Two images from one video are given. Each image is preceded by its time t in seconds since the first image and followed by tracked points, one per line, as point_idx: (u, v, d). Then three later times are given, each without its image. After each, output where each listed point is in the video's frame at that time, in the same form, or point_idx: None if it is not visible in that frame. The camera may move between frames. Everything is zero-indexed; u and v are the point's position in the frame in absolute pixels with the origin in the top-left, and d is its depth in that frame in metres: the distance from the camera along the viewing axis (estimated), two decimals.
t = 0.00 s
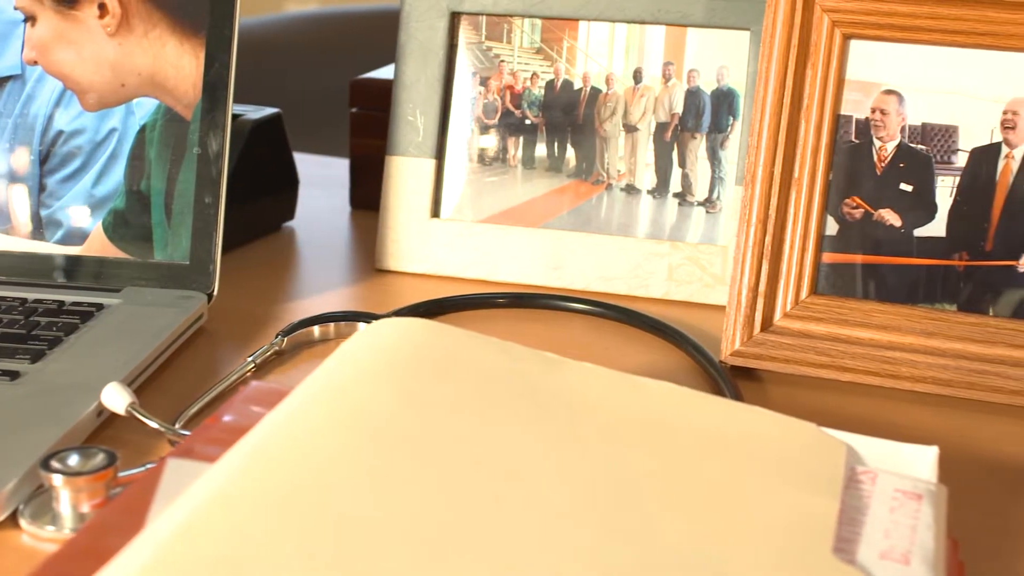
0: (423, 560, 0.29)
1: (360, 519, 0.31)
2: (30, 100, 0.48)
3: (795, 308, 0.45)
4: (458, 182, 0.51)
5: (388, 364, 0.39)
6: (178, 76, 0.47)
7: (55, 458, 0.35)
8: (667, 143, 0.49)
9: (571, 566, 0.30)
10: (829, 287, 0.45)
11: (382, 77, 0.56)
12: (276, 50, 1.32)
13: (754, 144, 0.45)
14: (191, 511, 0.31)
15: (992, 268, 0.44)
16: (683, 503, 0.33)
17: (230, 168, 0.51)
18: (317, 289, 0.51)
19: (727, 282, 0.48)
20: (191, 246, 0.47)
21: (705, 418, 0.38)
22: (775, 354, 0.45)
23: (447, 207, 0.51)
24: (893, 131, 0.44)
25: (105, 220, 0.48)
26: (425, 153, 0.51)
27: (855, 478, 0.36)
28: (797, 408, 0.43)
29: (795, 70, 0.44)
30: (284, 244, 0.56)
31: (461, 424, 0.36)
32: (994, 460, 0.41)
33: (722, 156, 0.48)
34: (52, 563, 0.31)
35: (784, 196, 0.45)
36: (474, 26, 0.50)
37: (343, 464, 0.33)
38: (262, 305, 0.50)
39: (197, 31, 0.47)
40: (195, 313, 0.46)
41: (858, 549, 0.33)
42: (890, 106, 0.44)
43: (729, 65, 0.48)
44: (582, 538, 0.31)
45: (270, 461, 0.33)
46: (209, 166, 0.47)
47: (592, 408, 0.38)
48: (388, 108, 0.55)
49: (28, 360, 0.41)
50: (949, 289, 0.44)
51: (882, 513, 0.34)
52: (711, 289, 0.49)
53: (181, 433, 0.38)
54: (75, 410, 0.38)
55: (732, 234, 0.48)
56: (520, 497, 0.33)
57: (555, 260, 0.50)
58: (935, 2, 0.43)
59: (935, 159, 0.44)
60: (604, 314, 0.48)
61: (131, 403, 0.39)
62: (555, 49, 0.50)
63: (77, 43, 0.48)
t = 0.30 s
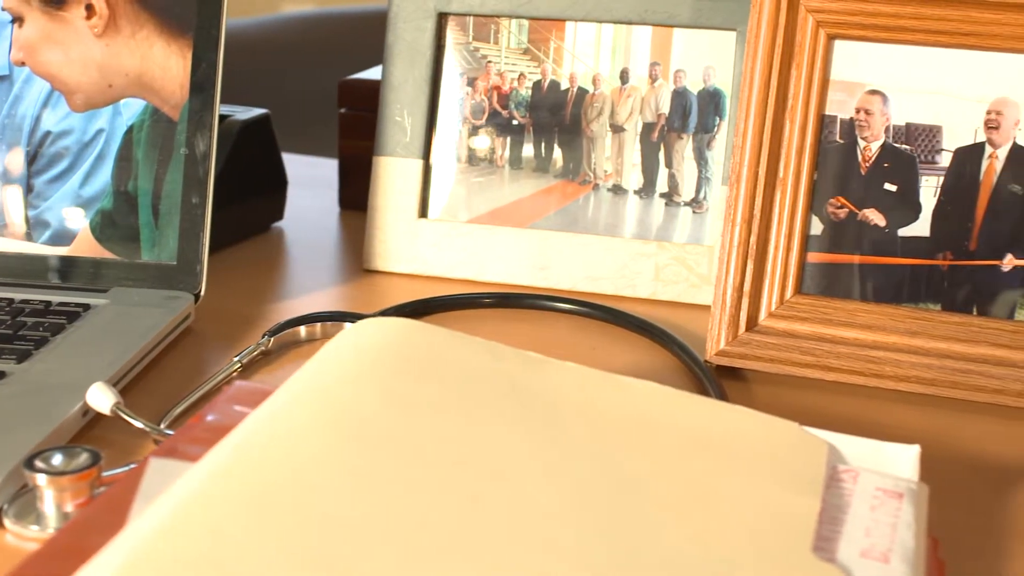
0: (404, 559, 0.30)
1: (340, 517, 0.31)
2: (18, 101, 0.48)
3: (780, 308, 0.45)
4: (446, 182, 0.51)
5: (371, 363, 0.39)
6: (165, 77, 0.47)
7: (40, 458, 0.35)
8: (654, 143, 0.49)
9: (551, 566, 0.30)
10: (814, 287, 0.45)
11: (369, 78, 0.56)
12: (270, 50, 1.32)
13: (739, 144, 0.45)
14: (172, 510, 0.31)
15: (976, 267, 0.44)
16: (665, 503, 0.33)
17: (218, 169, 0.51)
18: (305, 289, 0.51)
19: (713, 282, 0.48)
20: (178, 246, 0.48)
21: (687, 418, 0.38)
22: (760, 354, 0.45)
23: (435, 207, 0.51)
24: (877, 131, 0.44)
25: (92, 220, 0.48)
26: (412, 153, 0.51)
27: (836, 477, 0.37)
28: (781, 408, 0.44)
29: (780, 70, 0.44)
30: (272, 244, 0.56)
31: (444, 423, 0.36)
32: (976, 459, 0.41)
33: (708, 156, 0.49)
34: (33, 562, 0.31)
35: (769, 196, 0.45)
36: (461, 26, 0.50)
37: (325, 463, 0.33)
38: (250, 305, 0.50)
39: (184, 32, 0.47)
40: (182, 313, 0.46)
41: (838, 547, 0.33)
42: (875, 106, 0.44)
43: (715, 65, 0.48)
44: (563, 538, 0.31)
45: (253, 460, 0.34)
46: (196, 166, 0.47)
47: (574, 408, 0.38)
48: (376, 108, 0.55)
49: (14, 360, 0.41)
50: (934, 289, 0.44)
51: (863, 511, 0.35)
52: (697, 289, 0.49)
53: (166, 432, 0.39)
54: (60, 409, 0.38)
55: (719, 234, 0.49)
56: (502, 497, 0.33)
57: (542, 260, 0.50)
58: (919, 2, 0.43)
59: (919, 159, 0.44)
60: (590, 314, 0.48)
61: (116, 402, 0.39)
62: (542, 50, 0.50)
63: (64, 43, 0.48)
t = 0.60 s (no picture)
0: (384, 558, 0.30)
1: (319, 516, 0.31)
2: (5, 102, 0.48)
3: (764, 307, 0.45)
4: (433, 183, 0.51)
5: (355, 363, 0.39)
6: (152, 78, 0.48)
7: (23, 458, 0.35)
8: (640, 143, 0.49)
9: (530, 564, 0.30)
10: (799, 287, 0.45)
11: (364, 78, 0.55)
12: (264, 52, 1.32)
13: (724, 144, 0.45)
14: (151, 509, 0.32)
15: (960, 267, 0.44)
16: (646, 502, 0.34)
17: (205, 169, 0.51)
18: (292, 289, 0.51)
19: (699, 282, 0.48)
20: (164, 247, 0.48)
21: (670, 417, 0.38)
22: (744, 354, 0.45)
23: (422, 208, 0.51)
24: (861, 131, 0.45)
25: (80, 221, 0.48)
26: (399, 154, 0.51)
27: (818, 476, 0.37)
28: (764, 407, 0.44)
29: (764, 71, 0.44)
30: (260, 245, 0.56)
31: (427, 423, 0.36)
32: (958, 459, 0.41)
33: (694, 156, 0.49)
34: (14, 560, 0.31)
35: (753, 196, 0.45)
36: (448, 28, 0.50)
37: (305, 462, 0.34)
38: (237, 305, 0.50)
39: (170, 33, 0.48)
40: (168, 313, 0.46)
41: (818, 546, 0.33)
42: (859, 106, 0.44)
43: (701, 66, 0.48)
44: (544, 537, 0.31)
45: (235, 460, 0.34)
46: (183, 167, 0.47)
47: (556, 408, 0.38)
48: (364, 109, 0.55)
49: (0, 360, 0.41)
50: (917, 289, 0.45)
51: (844, 510, 0.35)
52: (683, 289, 0.50)
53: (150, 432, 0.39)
54: (46, 409, 0.38)
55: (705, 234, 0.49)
56: (482, 496, 0.33)
57: (528, 260, 0.50)
58: (903, 2, 0.43)
59: (903, 159, 0.45)
60: (575, 314, 0.48)
61: (101, 403, 0.39)
62: (529, 51, 0.50)
63: (51, 45, 0.48)
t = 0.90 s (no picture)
0: (365, 556, 0.30)
1: (300, 514, 0.31)
2: None
3: (748, 307, 0.45)
4: (420, 183, 0.51)
5: (339, 363, 0.39)
6: (139, 78, 0.48)
7: (8, 458, 0.35)
8: (626, 144, 0.49)
9: (508, 563, 0.30)
10: (783, 287, 0.45)
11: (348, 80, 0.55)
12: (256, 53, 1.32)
13: (708, 144, 0.45)
14: (132, 509, 0.32)
15: (943, 267, 0.45)
16: (627, 502, 0.34)
17: (193, 170, 0.52)
18: (279, 290, 0.51)
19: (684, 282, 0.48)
20: (151, 248, 0.48)
21: (653, 417, 0.38)
22: (729, 353, 0.45)
23: (409, 208, 0.51)
24: (845, 132, 0.45)
25: (67, 222, 0.48)
26: (386, 155, 0.51)
27: (799, 475, 0.37)
28: (748, 407, 0.44)
29: (749, 71, 0.44)
30: (248, 245, 0.57)
31: (410, 423, 0.36)
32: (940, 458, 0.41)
33: (680, 157, 0.49)
34: None
35: (737, 196, 0.45)
36: (435, 29, 0.50)
37: (287, 461, 0.34)
38: (224, 305, 0.50)
39: (157, 34, 0.48)
40: (155, 313, 0.46)
41: (798, 545, 0.33)
42: (843, 107, 0.45)
43: (687, 67, 0.48)
44: (524, 536, 0.31)
45: (216, 459, 0.34)
46: (169, 168, 0.48)
47: (538, 407, 0.38)
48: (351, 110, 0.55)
49: None
50: (901, 288, 0.45)
51: (824, 509, 0.35)
52: (669, 290, 0.50)
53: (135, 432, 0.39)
54: (31, 409, 0.38)
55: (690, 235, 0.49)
56: (462, 495, 0.33)
57: (515, 260, 0.50)
58: (886, 3, 0.43)
59: (887, 159, 0.45)
60: (561, 314, 0.48)
61: (85, 403, 0.39)
62: (515, 52, 0.50)
63: (38, 46, 0.48)
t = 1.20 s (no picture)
0: (345, 556, 0.30)
1: (280, 513, 0.31)
2: None
3: (733, 307, 0.45)
4: (406, 184, 0.51)
5: (322, 363, 0.39)
6: (125, 79, 0.48)
7: None
8: (612, 144, 0.49)
9: (487, 560, 0.30)
10: (767, 287, 0.46)
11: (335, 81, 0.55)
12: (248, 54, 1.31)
13: (693, 144, 0.45)
14: (112, 508, 0.32)
15: (927, 267, 0.45)
16: (609, 502, 0.34)
17: (180, 170, 0.52)
18: (266, 290, 0.51)
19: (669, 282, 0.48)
20: (138, 248, 0.48)
21: (635, 416, 0.39)
22: (713, 353, 0.45)
23: (396, 209, 0.51)
24: (829, 132, 0.45)
25: (53, 223, 0.48)
26: (373, 156, 0.51)
27: (780, 474, 0.37)
28: (731, 407, 0.44)
29: (733, 72, 0.45)
30: (235, 246, 0.57)
31: (392, 423, 0.36)
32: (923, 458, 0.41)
33: (666, 157, 0.49)
34: None
35: (722, 196, 0.45)
36: (422, 30, 0.51)
37: (268, 460, 0.34)
38: (211, 305, 0.50)
39: (143, 35, 0.48)
40: (141, 314, 0.46)
41: (778, 544, 0.33)
42: (826, 107, 0.45)
43: (673, 67, 0.48)
44: (506, 535, 0.32)
45: (197, 458, 0.34)
46: (155, 168, 0.48)
47: (520, 407, 0.38)
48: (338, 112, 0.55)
49: None
50: (885, 289, 0.45)
51: (805, 508, 0.35)
52: (655, 290, 0.50)
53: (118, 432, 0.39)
54: (16, 409, 0.38)
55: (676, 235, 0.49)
56: (442, 494, 0.33)
57: (501, 261, 0.50)
58: (870, 4, 0.44)
59: (870, 160, 0.45)
60: (546, 314, 0.48)
61: (70, 403, 0.39)
62: (501, 53, 0.50)
63: (24, 46, 0.48)
